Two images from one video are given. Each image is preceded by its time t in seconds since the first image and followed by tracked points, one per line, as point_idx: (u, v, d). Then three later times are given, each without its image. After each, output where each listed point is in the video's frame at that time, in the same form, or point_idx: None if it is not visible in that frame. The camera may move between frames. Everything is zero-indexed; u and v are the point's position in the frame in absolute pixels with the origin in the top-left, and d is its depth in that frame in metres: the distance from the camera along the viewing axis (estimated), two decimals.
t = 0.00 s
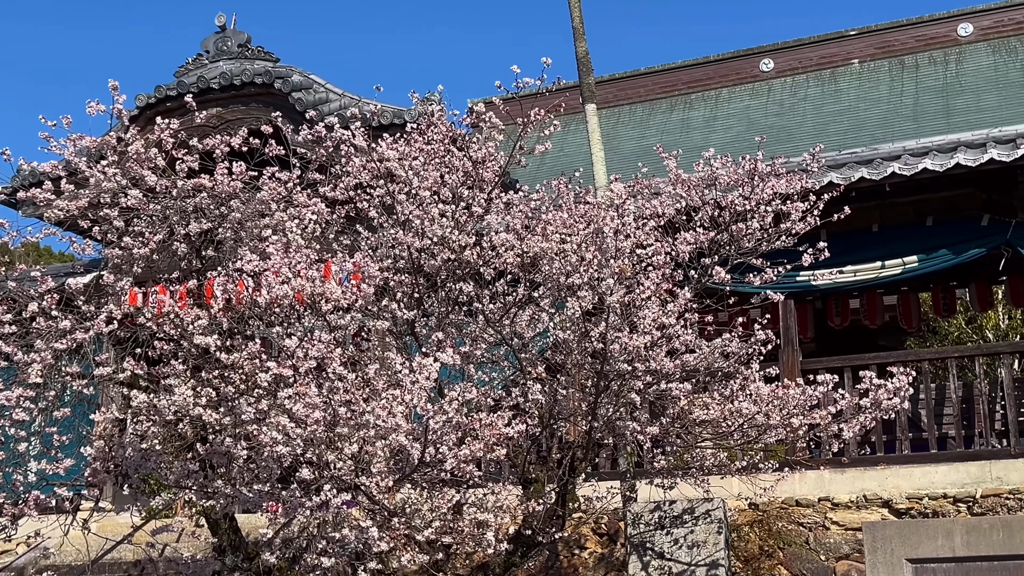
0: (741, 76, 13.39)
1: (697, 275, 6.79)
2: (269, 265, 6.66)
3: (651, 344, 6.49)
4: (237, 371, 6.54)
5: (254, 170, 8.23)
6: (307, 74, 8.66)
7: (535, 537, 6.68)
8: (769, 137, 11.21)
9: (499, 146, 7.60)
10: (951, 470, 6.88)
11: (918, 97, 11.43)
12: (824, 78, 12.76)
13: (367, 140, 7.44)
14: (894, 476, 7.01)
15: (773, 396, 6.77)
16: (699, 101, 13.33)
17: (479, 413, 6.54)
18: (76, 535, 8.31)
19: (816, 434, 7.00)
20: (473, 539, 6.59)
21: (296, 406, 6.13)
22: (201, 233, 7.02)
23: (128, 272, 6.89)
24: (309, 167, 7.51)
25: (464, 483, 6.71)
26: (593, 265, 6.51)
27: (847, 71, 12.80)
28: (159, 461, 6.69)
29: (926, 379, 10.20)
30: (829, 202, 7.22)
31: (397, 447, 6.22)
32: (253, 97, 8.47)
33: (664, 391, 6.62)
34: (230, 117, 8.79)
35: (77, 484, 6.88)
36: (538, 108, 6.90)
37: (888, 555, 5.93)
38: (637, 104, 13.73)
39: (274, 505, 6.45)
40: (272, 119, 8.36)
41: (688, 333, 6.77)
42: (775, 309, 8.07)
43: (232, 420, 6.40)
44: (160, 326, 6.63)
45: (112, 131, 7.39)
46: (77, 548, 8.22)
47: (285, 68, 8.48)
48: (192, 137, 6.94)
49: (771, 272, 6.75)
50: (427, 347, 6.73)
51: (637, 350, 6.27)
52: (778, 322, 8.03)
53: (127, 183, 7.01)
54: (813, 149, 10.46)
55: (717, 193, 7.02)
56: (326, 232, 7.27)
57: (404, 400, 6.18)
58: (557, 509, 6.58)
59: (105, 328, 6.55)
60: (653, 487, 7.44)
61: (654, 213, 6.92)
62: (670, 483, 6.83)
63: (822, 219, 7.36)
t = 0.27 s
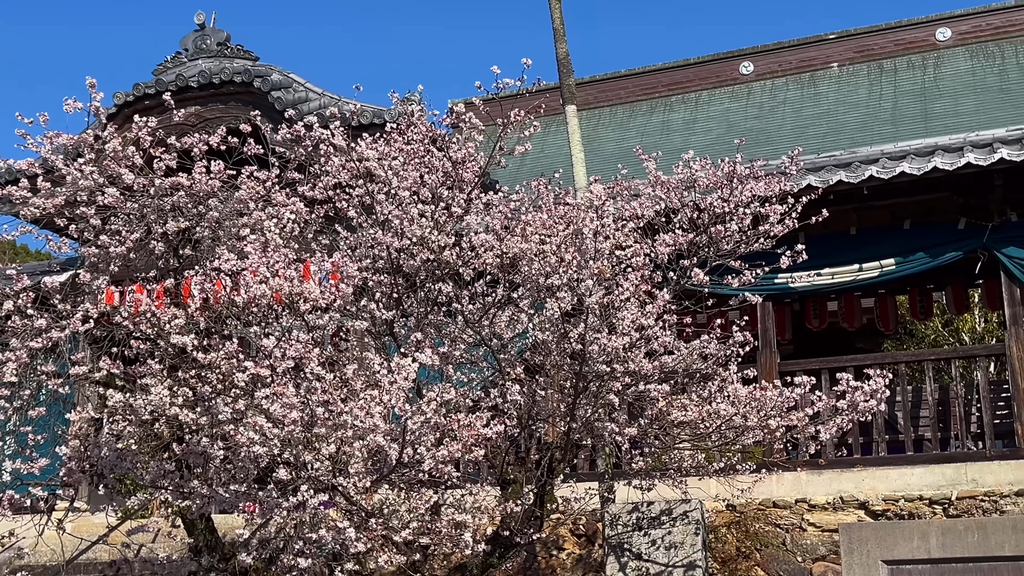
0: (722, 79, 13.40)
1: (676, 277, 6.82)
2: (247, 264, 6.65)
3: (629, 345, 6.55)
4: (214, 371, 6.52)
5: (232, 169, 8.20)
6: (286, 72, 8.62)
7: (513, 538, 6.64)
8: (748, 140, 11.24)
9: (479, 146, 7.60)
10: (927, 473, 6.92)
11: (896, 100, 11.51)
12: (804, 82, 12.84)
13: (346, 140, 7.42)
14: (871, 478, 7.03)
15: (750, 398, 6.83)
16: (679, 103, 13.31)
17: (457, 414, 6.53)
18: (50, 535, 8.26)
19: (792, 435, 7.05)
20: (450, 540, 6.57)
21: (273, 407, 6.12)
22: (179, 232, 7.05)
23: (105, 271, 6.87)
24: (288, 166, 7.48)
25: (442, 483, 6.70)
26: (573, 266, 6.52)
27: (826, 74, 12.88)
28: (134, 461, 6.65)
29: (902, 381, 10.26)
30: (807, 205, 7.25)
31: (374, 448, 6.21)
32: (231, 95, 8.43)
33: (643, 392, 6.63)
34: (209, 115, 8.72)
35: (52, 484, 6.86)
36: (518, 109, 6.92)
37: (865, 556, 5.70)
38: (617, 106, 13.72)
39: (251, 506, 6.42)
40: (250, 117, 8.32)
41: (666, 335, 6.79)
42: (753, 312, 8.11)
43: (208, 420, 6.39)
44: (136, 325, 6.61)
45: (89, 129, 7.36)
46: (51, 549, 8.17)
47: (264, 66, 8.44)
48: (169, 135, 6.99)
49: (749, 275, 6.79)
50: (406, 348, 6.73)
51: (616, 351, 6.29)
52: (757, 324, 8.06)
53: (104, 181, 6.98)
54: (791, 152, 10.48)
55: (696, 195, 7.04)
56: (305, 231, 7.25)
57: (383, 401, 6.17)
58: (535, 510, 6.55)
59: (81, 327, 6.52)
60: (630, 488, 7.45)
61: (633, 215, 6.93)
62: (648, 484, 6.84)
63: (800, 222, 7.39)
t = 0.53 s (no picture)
0: (701, 81, 13.46)
1: (654, 278, 6.84)
2: (224, 263, 6.63)
3: (607, 346, 6.58)
4: (190, 370, 6.51)
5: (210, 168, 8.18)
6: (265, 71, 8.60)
7: (490, 538, 6.66)
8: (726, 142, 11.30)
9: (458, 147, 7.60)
10: (902, 474, 6.96)
11: (874, 104, 11.60)
12: (783, 84, 12.92)
13: (325, 139, 7.40)
14: (846, 479, 7.08)
15: (727, 399, 6.89)
16: (658, 105, 13.36)
17: (435, 414, 6.51)
18: (25, 535, 8.22)
19: (769, 436, 7.08)
20: (427, 541, 6.57)
21: (249, 406, 6.11)
22: (156, 231, 7.07)
23: (81, 270, 6.85)
24: (266, 166, 7.47)
25: (419, 484, 6.69)
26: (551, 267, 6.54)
27: (805, 77, 12.96)
28: (109, 460, 6.63)
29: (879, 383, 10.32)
30: (784, 207, 7.29)
31: (351, 448, 6.22)
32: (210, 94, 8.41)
33: (620, 393, 6.65)
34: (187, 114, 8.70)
35: (26, 483, 6.83)
36: (497, 109, 6.93)
37: (840, 557, 5.93)
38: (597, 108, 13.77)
39: (228, 506, 6.43)
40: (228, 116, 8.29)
41: (644, 336, 6.81)
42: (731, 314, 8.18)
43: (184, 419, 6.36)
44: (112, 324, 6.60)
45: (66, 127, 7.33)
46: (26, 549, 8.13)
47: (242, 65, 8.42)
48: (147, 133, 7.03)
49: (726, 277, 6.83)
50: (383, 348, 6.73)
51: (593, 352, 6.30)
52: (734, 325, 8.11)
53: (81, 179, 6.96)
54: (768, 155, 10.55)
55: (675, 197, 7.07)
56: (283, 231, 7.23)
57: (360, 401, 6.17)
58: (512, 511, 6.55)
59: (56, 325, 6.49)
60: (608, 489, 7.47)
61: (611, 216, 6.94)
62: (625, 485, 6.86)
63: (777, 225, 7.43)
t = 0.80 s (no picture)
0: (680, 83, 13.50)
1: (632, 280, 6.86)
2: (200, 262, 6.61)
3: (585, 346, 6.56)
4: (165, 370, 6.48)
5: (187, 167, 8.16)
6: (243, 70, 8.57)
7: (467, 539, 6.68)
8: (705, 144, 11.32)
9: (437, 147, 7.59)
10: (877, 476, 6.99)
11: (851, 108, 11.68)
12: (762, 87, 12.99)
13: (302, 138, 7.37)
14: (822, 480, 7.09)
15: (704, 400, 6.89)
16: (637, 107, 13.38)
17: (412, 414, 6.50)
18: None
19: (745, 438, 7.10)
20: (404, 541, 6.56)
21: (225, 406, 6.09)
22: (132, 229, 7.07)
23: (56, 268, 6.82)
24: (244, 165, 7.44)
25: (396, 485, 6.67)
26: (529, 267, 6.55)
27: (784, 80, 13.01)
28: (84, 460, 6.60)
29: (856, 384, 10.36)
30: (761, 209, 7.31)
31: (328, 449, 6.22)
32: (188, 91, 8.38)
33: (598, 394, 6.66)
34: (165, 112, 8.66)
35: None
36: (476, 110, 7.00)
37: (815, 558, 6.43)
38: (577, 109, 13.78)
39: (203, 506, 6.42)
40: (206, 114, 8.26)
41: (621, 337, 6.82)
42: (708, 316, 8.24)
43: (159, 419, 6.33)
44: (87, 323, 6.57)
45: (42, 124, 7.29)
46: None
47: (221, 63, 8.39)
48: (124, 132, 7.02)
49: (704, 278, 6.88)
50: (361, 348, 6.71)
51: (571, 353, 6.30)
52: (711, 326, 8.14)
53: (56, 177, 6.92)
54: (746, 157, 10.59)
55: (653, 199, 7.09)
56: (260, 230, 7.20)
57: (336, 401, 6.16)
58: (489, 512, 6.55)
59: (30, 324, 6.45)
60: (585, 490, 7.46)
61: (590, 218, 6.95)
62: (602, 486, 6.87)
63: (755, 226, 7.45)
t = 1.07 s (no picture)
0: (659, 86, 13.57)
1: (610, 281, 6.86)
2: (177, 261, 6.57)
3: (563, 347, 6.57)
4: (141, 370, 6.46)
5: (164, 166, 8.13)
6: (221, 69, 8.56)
7: (443, 540, 6.64)
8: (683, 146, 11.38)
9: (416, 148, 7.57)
10: (852, 477, 7.04)
11: (827, 112, 11.77)
12: (739, 90, 13.06)
13: (280, 137, 7.33)
14: (798, 482, 7.16)
15: (681, 402, 6.89)
16: (616, 109, 13.44)
17: (388, 415, 6.49)
18: None
19: (721, 439, 7.14)
20: (380, 542, 6.55)
21: (200, 407, 6.05)
22: (107, 228, 7.02)
23: (31, 267, 6.76)
24: (221, 164, 7.41)
25: (373, 485, 6.68)
26: (507, 269, 6.55)
27: (762, 83, 13.09)
28: (58, 460, 6.56)
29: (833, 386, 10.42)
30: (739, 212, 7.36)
31: (304, 449, 6.17)
32: (165, 90, 8.35)
33: (575, 396, 6.67)
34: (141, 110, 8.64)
35: None
36: (454, 110, 6.97)
37: (791, 560, 6.44)
38: (556, 110, 13.85)
39: (178, 506, 6.40)
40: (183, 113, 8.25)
41: (599, 338, 6.83)
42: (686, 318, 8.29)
43: (134, 419, 6.30)
44: (62, 322, 6.53)
45: (17, 122, 7.24)
46: None
47: (198, 62, 8.37)
48: (100, 130, 6.99)
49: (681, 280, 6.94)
50: (338, 348, 6.70)
51: (548, 354, 6.31)
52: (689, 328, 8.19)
53: (31, 175, 6.88)
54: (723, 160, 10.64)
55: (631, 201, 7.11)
56: (237, 229, 7.20)
57: (313, 402, 6.15)
58: (465, 513, 6.57)
59: (4, 322, 6.40)
60: (562, 492, 7.49)
61: (568, 219, 6.97)
62: (579, 487, 6.87)
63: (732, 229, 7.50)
